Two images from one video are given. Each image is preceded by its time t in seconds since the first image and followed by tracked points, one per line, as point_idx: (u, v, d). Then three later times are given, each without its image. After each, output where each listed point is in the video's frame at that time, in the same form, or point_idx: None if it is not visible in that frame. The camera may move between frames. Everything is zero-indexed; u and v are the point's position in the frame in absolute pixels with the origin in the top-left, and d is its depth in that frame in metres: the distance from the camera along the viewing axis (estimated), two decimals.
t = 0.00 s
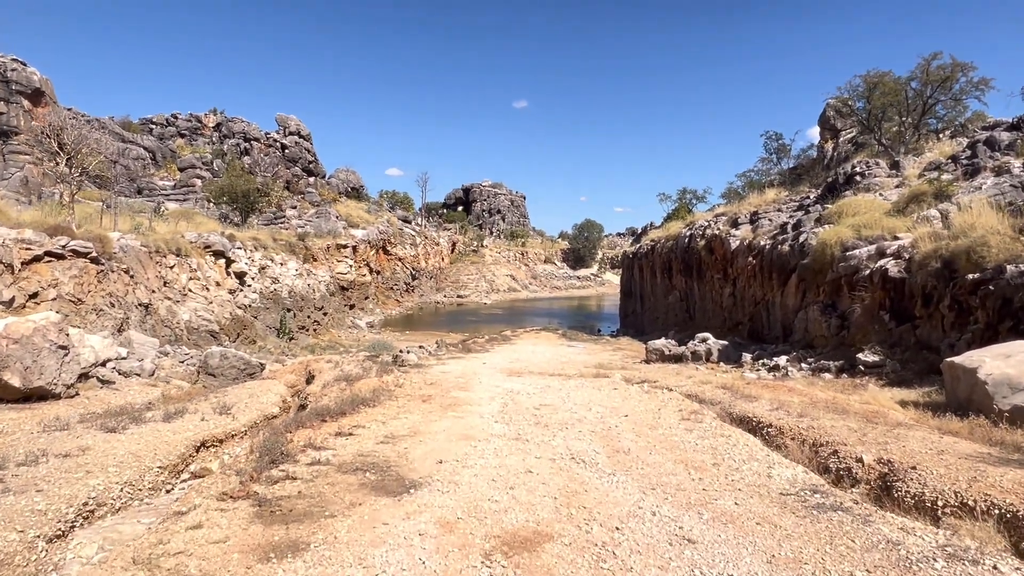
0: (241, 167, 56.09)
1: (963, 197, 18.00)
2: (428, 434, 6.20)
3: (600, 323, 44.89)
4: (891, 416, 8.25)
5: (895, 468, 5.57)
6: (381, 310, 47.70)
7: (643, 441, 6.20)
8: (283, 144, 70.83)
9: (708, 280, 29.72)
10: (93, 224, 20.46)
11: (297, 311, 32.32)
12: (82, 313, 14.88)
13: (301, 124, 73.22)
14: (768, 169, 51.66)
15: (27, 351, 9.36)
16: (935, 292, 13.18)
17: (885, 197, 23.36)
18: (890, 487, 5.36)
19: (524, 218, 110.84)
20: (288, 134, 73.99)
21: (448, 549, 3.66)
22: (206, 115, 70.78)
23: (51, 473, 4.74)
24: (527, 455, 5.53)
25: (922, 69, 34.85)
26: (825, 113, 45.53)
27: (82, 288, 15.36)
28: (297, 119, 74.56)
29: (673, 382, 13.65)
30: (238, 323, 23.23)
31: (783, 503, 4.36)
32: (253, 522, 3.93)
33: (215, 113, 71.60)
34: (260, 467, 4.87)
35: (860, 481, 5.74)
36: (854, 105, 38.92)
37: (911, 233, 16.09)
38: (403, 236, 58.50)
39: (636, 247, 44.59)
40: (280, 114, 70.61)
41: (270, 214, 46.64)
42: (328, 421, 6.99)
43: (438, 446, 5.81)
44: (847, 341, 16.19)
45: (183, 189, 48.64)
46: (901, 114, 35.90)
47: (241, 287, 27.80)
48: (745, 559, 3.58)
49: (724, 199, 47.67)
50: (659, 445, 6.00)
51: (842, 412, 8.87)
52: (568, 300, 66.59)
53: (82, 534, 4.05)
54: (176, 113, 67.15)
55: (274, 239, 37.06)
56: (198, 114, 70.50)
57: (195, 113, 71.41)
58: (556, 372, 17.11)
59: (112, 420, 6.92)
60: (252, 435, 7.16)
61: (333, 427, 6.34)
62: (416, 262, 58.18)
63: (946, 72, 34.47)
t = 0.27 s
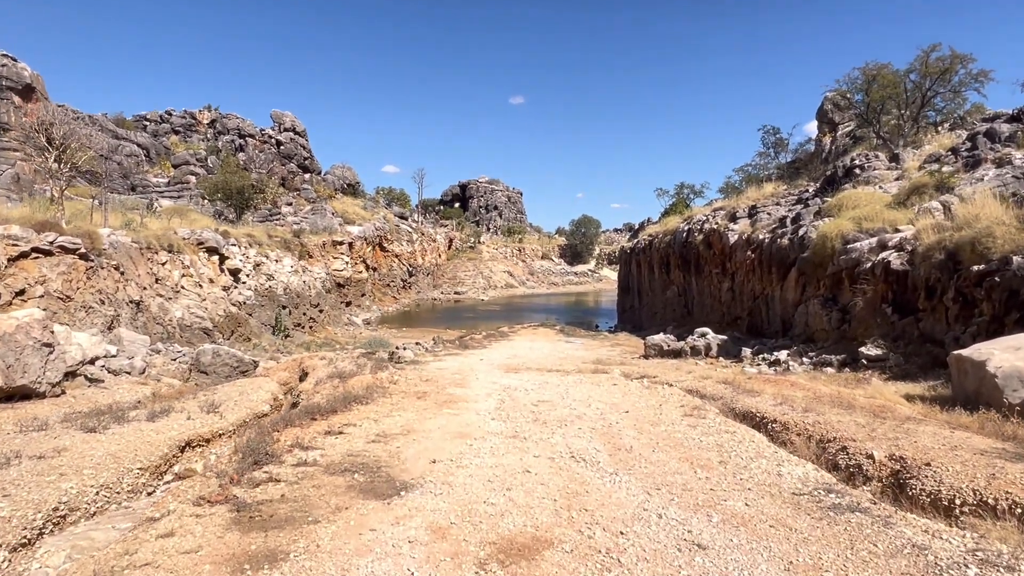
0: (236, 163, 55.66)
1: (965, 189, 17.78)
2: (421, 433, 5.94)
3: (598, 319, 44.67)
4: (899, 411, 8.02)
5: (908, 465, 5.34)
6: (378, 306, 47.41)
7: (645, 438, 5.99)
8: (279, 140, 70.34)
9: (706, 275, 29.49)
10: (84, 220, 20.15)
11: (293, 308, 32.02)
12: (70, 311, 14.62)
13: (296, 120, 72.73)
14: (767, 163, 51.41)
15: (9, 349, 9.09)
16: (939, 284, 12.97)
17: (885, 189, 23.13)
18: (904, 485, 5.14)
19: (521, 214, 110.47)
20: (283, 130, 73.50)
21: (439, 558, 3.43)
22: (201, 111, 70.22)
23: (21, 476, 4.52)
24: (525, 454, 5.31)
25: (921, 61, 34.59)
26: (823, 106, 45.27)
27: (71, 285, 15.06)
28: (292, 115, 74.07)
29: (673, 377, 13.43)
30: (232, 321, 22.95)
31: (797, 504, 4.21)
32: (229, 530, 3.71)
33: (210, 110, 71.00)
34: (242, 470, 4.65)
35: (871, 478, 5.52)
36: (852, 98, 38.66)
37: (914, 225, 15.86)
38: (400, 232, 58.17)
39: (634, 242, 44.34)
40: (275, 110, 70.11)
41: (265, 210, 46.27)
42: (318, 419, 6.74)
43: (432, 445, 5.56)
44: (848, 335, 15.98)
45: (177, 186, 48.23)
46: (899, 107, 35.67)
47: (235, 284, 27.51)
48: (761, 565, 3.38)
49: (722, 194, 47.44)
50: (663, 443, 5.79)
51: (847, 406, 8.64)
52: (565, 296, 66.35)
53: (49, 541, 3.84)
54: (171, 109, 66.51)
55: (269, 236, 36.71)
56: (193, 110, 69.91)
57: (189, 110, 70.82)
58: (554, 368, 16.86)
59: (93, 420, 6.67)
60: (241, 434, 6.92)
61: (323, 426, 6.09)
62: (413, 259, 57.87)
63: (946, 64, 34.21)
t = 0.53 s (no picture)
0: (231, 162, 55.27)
1: (967, 185, 17.56)
2: (412, 439, 5.70)
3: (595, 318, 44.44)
4: (905, 412, 7.78)
5: (921, 471, 5.10)
6: (375, 306, 47.14)
7: (646, 445, 5.79)
8: (274, 139, 69.93)
9: (704, 273, 29.27)
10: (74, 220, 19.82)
11: (288, 308, 31.72)
12: (56, 312, 14.30)
13: (292, 119, 72.31)
14: (764, 161, 51.21)
15: None
16: (943, 282, 12.74)
17: (885, 187, 22.92)
18: (919, 493, 4.89)
19: (518, 213, 110.20)
20: (279, 129, 73.08)
21: None
22: (196, 111, 69.69)
23: None
24: (519, 461, 5.07)
25: (920, 58, 34.38)
26: (821, 104, 45.08)
27: (58, 285, 14.74)
28: (288, 114, 73.64)
29: (671, 378, 13.21)
30: (226, 321, 22.67)
31: (810, 518, 4.06)
32: (195, 554, 3.47)
33: (205, 109, 70.52)
34: (218, 482, 4.44)
35: (881, 485, 5.29)
36: (851, 95, 38.45)
37: (916, 222, 15.61)
38: (397, 231, 57.87)
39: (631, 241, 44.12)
40: (271, 109, 69.68)
41: (260, 210, 45.93)
42: (305, 425, 6.50)
43: (421, 453, 5.31)
44: (850, 333, 15.76)
45: (172, 186, 47.85)
46: (897, 104, 35.48)
47: (230, 284, 27.19)
48: None
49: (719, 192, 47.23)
50: (665, 449, 5.59)
51: (852, 408, 8.41)
52: (563, 295, 66.08)
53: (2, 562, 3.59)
54: (166, 108, 65.97)
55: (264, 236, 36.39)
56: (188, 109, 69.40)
57: (184, 109, 70.26)
58: (551, 368, 16.62)
59: (70, 426, 6.40)
60: (226, 439, 6.67)
61: (309, 432, 5.84)
62: (410, 258, 57.59)
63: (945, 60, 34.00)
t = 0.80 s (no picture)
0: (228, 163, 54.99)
1: (969, 184, 17.34)
2: (401, 444, 5.47)
3: (594, 320, 44.20)
4: (913, 415, 7.53)
5: (934, 478, 4.89)
6: (373, 307, 46.88)
7: (645, 450, 5.57)
8: (272, 140, 69.70)
9: (703, 274, 29.06)
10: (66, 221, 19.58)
11: (285, 309, 31.46)
12: (44, 313, 14.05)
13: (289, 120, 72.08)
14: (763, 162, 51.04)
15: None
16: (947, 282, 12.53)
17: (886, 187, 22.71)
18: (933, 503, 4.66)
19: (517, 215, 110.02)
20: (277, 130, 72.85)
21: None
22: (193, 112, 69.44)
23: None
24: (513, 469, 4.87)
25: (920, 57, 34.22)
26: (820, 105, 44.90)
27: (46, 286, 14.49)
28: (285, 115, 73.42)
29: (671, 379, 12.97)
30: (221, 322, 22.40)
31: (822, 531, 3.84)
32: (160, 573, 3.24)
33: (203, 110, 70.26)
34: (188, 493, 4.25)
35: (892, 493, 5.05)
36: (850, 96, 38.27)
37: (919, 221, 15.39)
38: (395, 233, 57.61)
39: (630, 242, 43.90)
40: (268, 110, 69.45)
41: (257, 211, 45.67)
42: (290, 430, 6.28)
43: (410, 462, 5.07)
44: (851, 334, 15.54)
45: (168, 186, 47.58)
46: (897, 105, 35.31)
47: (225, 285, 26.93)
48: None
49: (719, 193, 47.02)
50: (666, 455, 5.37)
51: (858, 411, 8.17)
52: (562, 296, 65.84)
53: None
54: (163, 110, 65.71)
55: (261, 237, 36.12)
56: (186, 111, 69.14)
57: (182, 110, 69.99)
58: (549, 370, 16.38)
59: (45, 431, 6.14)
60: (209, 444, 6.43)
61: (294, 437, 5.63)
62: (408, 260, 57.33)
63: (945, 60, 33.82)
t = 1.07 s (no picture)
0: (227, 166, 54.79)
1: (975, 186, 17.09)
2: (391, 454, 5.35)
3: (595, 323, 43.93)
4: (923, 422, 7.27)
5: (951, 491, 4.64)
6: (372, 311, 46.64)
7: (646, 461, 5.35)
8: (272, 143, 69.54)
9: (704, 278, 28.81)
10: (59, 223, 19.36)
11: (283, 312, 31.20)
12: (34, 317, 13.82)
13: (289, 123, 71.93)
14: (765, 165, 50.79)
15: None
16: (953, 285, 12.29)
17: (889, 189, 22.45)
18: (951, 518, 4.40)
19: (518, 218, 109.84)
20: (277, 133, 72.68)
21: None
22: (194, 115, 69.30)
23: None
24: (508, 484, 4.71)
25: (922, 59, 34.01)
26: (821, 107, 44.70)
27: (37, 288, 14.25)
28: (285, 118, 73.27)
29: (672, 384, 12.71)
30: (217, 325, 22.15)
31: (839, 552, 3.61)
32: None
33: (203, 113, 70.11)
34: (157, 508, 4.10)
35: (905, 505, 4.80)
36: (852, 98, 38.06)
37: (924, 223, 15.14)
38: (395, 236, 57.39)
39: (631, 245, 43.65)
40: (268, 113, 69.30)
41: (256, 214, 45.46)
42: (275, 438, 6.09)
43: (399, 475, 4.85)
44: (855, 338, 15.30)
45: (167, 189, 47.37)
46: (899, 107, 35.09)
47: (222, 288, 26.69)
48: None
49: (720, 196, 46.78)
50: (667, 467, 5.16)
51: (866, 417, 7.91)
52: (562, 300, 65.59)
53: None
54: (163, 112, 65.55)
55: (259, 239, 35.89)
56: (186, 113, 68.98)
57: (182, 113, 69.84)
58: (549, 374, 16.12)
59: (21, 439, 5.90)
60: (193, 452, 6.18)
61: (278, 447, 5.52)
62: (408, 263, 57.09)
63: (948, 62, 33.61)
